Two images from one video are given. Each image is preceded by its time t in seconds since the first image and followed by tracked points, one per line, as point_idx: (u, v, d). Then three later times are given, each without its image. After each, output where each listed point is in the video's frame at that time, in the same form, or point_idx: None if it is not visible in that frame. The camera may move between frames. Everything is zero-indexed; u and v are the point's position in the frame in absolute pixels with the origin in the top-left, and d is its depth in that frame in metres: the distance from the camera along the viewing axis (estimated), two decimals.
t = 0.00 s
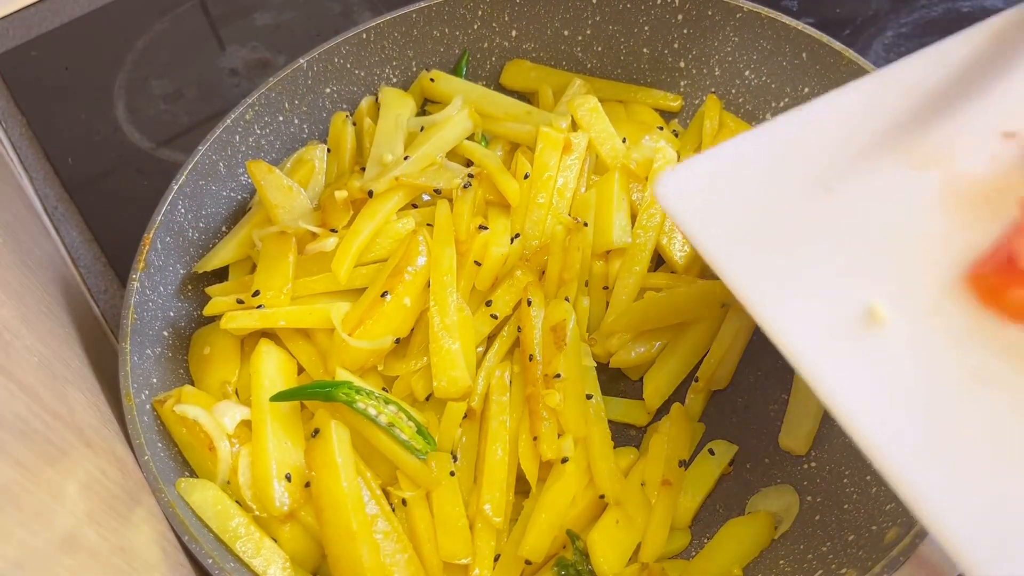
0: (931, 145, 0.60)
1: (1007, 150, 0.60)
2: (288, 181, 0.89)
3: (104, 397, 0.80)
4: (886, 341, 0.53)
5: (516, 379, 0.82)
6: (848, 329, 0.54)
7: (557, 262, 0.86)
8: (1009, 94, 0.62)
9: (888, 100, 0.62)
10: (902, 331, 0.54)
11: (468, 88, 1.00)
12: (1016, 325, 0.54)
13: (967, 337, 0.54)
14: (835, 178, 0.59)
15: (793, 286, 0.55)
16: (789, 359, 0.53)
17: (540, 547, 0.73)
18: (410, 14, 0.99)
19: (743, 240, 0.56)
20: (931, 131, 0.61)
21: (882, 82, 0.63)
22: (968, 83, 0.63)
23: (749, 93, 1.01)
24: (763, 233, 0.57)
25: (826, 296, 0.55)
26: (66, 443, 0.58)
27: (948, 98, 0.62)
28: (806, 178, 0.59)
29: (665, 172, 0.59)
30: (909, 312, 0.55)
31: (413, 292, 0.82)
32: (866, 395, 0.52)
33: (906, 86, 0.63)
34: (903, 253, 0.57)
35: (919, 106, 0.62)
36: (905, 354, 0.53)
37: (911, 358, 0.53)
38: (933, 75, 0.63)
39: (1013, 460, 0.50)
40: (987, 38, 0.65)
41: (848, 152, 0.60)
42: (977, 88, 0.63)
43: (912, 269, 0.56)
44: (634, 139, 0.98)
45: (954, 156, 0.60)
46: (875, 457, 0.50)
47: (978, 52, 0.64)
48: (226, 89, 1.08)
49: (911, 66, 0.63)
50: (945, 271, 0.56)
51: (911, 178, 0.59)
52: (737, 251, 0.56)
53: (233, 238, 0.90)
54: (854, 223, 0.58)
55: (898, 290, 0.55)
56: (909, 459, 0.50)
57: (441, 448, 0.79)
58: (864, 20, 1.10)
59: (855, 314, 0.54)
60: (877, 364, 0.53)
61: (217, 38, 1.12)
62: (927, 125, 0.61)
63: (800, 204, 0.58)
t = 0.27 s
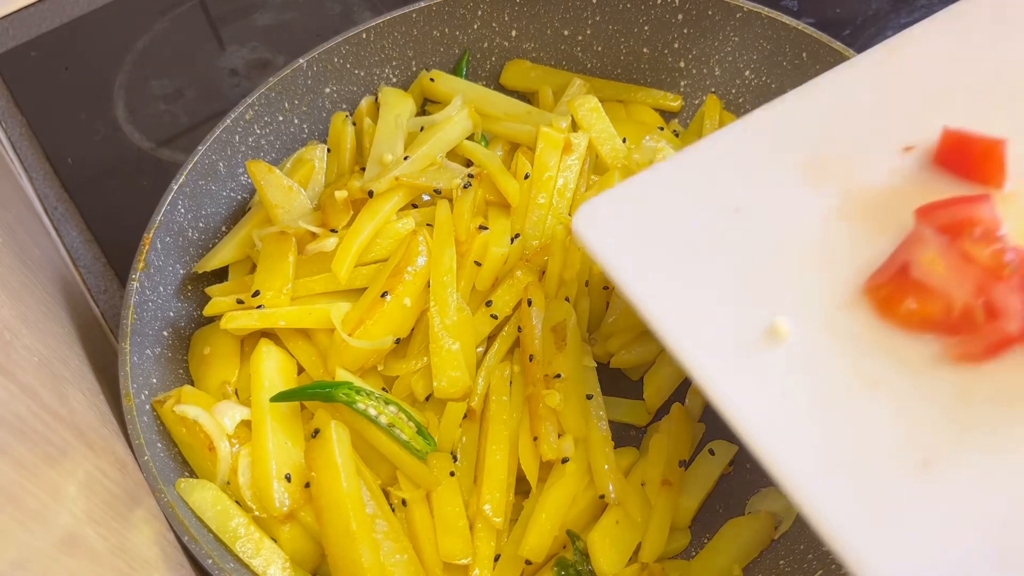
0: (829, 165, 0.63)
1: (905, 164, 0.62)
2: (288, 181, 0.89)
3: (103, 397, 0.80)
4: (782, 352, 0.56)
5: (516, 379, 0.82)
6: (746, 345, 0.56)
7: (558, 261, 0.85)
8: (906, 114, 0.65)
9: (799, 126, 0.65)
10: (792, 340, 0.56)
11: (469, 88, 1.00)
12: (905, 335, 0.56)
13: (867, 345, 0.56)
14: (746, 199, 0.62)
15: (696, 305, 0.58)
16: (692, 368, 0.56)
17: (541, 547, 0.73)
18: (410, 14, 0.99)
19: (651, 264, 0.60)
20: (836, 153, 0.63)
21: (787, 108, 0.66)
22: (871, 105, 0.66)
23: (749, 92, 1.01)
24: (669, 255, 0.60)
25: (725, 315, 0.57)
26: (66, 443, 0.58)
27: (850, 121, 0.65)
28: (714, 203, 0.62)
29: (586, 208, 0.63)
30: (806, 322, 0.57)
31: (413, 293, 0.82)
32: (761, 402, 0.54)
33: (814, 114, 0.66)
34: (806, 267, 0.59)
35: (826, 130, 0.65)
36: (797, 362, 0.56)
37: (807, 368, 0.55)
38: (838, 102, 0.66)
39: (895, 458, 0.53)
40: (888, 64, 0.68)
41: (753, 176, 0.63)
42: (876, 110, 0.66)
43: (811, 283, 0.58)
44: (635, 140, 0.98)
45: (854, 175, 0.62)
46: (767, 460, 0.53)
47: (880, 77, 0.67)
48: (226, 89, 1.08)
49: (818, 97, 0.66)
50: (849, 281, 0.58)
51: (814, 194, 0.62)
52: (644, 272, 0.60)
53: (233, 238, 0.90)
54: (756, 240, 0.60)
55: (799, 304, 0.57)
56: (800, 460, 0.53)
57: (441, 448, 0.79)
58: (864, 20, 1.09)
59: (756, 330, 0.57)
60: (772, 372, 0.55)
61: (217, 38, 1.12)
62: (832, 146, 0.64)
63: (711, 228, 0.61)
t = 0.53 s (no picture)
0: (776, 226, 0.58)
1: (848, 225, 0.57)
2: (288, 181, 0.90)
3: (103, 397, 0.80)
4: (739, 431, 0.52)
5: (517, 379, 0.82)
6: (703, 423, 0.52)
7: (558, 261, 0.85)
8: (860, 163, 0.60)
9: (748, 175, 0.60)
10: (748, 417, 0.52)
11: (469, 88, 1.00)
12: (859, 407, 0.51)
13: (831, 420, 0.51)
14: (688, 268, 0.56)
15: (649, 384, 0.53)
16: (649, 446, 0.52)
17: (541, 547, 0.73)
18: (410, 14, 0.99)
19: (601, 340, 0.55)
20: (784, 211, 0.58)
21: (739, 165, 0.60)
22: (823, 151, 0.60)
23: (749, 92, 1.02)
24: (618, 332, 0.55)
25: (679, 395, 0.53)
26: (66, 443, 0.58)
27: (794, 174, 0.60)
28: (664, 270, 0.56)
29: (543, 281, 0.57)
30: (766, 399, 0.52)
31: (413, 293, 0.82)
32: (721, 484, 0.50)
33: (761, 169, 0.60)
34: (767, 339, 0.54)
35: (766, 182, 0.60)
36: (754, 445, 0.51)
37: (760, 447, 0.51)
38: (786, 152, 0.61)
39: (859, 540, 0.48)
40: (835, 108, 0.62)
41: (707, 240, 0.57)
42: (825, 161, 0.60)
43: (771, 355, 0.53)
44: (634, 139, 0.98)
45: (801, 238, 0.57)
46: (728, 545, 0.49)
47: (823, 121, 0.62)
48: (226, 89, 1.08)
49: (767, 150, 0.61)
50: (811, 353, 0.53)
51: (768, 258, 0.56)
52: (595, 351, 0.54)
53: (233, 238, 0.90)
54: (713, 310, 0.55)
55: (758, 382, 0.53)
56: (764, 551, 0.49)
57: (441, 448, 0.79)
58: (864, 20, 1.09)
59: (709, 408, 0.52)
60: (728, 455, 0.51)
61: (217, 38, 1.12)
62: (782, 203, 0.59)
63: (664, 300, 0.55)
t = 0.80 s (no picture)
0: (748, 270, 0.61)
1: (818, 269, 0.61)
2: (288, 182, 0.90)
3: (103, 397, 0.80)
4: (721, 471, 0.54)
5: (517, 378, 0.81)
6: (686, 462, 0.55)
7: (558, 261, 0.86)
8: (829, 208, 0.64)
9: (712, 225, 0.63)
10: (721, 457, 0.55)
11: (469, 88, 1.00)
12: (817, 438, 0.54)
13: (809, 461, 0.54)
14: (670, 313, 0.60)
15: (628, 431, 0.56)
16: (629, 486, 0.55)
17: (541, 547, 0.73)
18: (410, 14, 0.99)
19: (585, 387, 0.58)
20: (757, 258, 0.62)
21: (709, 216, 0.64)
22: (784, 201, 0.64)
23: (749, 92, 1.02)
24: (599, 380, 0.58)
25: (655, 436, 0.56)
26: (66, 443, 0.58)
27: (767, 223, 0.63)
28: (644, 317, 0.60)
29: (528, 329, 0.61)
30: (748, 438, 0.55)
31: (413, 293, 0.82)
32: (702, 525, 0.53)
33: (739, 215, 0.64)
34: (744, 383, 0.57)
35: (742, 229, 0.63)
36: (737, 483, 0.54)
37: (739, 487, 0.54)
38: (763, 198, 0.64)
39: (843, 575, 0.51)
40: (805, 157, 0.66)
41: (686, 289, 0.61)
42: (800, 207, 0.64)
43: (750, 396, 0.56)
44: (634, 139, 0.98)
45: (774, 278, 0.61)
46: None
47: (794, 169, 0.66)
48: (226, 89, 1.08)
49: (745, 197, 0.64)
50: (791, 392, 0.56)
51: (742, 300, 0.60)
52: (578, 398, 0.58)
53: (233, 238, 0.90)
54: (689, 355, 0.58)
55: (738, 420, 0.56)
56: None
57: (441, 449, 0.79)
58: (864, 20, 1.09)
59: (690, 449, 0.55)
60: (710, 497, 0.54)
61: (217, 39, 1.12)
62: (759, 249, 0.62)
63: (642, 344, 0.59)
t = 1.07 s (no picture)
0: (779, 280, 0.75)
1: (812, 269, 0.76)
2: (288, 182, 0.90)
3: (103, 397, 0.80)
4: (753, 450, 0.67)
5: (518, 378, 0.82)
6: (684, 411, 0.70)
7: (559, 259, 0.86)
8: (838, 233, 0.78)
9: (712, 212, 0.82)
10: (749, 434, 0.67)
11: (469, 88, 1.00)
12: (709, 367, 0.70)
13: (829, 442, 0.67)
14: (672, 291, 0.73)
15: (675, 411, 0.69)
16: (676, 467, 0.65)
17: (541, 547, 0.73)
18: (410, 14, 0.99)
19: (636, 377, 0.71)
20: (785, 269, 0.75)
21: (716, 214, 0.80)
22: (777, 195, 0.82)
23: (749, 93, 1.02)
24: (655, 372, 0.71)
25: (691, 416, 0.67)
26: (66, 443, 0.58)
27: (778, 210, 0.81)
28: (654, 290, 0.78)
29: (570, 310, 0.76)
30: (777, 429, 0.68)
31: (413, 293, 0.82)
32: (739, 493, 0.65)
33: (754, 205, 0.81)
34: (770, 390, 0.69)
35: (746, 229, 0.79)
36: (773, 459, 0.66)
37: (752, 457, 0.67)
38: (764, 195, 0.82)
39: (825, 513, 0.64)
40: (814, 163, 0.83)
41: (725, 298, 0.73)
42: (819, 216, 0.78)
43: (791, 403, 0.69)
44: (634, 139, 0.98)
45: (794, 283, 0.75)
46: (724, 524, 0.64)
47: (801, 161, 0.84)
48: (226, 89, 1.08)
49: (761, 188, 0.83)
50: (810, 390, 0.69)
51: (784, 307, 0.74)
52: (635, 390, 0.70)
53: (233, 238, 0.90)
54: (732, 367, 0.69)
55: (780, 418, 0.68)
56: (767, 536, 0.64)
57: (441, 448, 0.79)
58: (863, 20, 1.09)
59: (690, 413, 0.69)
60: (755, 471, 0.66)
61: (217, 38, 1.12)
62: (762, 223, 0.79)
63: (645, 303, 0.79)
